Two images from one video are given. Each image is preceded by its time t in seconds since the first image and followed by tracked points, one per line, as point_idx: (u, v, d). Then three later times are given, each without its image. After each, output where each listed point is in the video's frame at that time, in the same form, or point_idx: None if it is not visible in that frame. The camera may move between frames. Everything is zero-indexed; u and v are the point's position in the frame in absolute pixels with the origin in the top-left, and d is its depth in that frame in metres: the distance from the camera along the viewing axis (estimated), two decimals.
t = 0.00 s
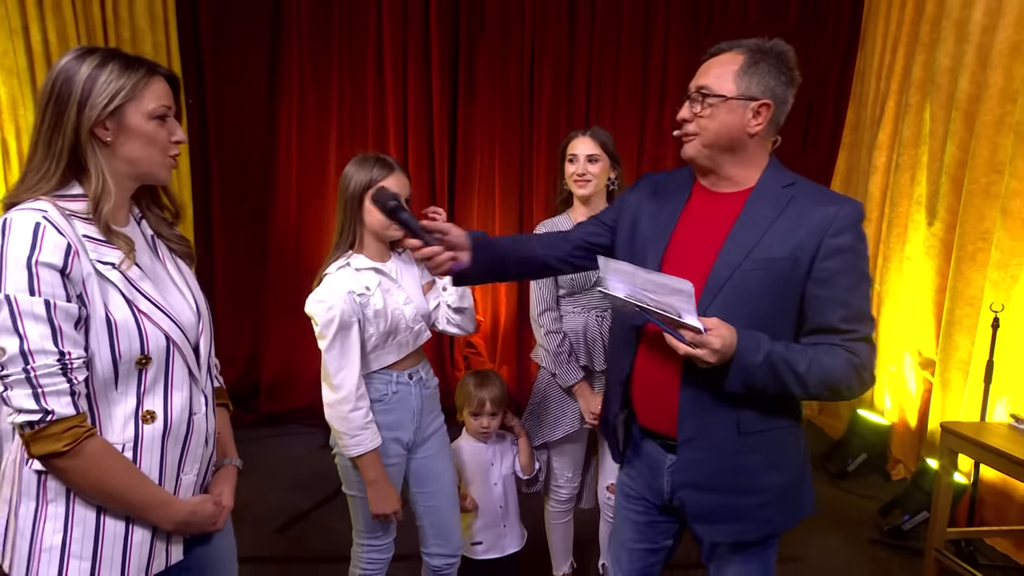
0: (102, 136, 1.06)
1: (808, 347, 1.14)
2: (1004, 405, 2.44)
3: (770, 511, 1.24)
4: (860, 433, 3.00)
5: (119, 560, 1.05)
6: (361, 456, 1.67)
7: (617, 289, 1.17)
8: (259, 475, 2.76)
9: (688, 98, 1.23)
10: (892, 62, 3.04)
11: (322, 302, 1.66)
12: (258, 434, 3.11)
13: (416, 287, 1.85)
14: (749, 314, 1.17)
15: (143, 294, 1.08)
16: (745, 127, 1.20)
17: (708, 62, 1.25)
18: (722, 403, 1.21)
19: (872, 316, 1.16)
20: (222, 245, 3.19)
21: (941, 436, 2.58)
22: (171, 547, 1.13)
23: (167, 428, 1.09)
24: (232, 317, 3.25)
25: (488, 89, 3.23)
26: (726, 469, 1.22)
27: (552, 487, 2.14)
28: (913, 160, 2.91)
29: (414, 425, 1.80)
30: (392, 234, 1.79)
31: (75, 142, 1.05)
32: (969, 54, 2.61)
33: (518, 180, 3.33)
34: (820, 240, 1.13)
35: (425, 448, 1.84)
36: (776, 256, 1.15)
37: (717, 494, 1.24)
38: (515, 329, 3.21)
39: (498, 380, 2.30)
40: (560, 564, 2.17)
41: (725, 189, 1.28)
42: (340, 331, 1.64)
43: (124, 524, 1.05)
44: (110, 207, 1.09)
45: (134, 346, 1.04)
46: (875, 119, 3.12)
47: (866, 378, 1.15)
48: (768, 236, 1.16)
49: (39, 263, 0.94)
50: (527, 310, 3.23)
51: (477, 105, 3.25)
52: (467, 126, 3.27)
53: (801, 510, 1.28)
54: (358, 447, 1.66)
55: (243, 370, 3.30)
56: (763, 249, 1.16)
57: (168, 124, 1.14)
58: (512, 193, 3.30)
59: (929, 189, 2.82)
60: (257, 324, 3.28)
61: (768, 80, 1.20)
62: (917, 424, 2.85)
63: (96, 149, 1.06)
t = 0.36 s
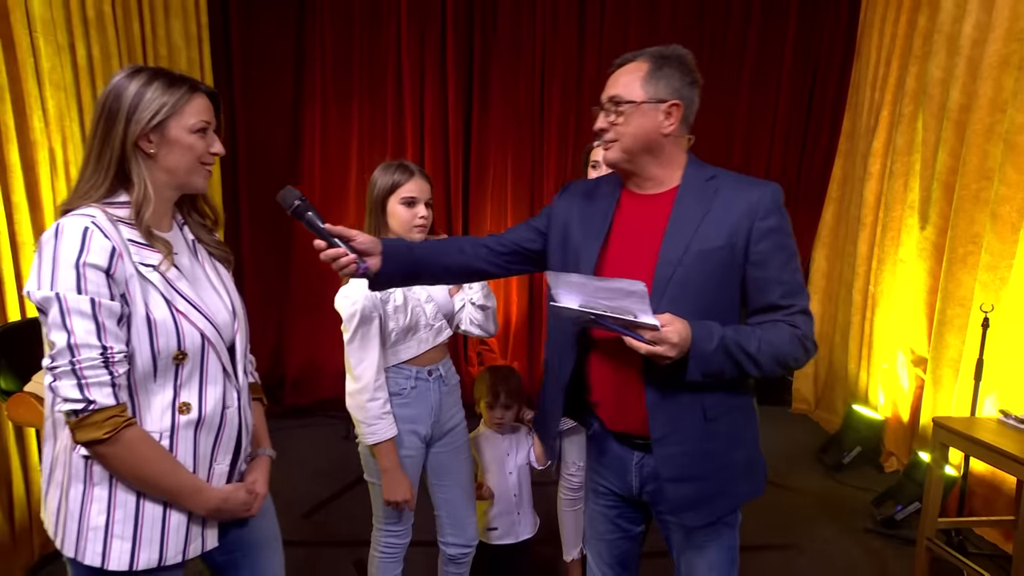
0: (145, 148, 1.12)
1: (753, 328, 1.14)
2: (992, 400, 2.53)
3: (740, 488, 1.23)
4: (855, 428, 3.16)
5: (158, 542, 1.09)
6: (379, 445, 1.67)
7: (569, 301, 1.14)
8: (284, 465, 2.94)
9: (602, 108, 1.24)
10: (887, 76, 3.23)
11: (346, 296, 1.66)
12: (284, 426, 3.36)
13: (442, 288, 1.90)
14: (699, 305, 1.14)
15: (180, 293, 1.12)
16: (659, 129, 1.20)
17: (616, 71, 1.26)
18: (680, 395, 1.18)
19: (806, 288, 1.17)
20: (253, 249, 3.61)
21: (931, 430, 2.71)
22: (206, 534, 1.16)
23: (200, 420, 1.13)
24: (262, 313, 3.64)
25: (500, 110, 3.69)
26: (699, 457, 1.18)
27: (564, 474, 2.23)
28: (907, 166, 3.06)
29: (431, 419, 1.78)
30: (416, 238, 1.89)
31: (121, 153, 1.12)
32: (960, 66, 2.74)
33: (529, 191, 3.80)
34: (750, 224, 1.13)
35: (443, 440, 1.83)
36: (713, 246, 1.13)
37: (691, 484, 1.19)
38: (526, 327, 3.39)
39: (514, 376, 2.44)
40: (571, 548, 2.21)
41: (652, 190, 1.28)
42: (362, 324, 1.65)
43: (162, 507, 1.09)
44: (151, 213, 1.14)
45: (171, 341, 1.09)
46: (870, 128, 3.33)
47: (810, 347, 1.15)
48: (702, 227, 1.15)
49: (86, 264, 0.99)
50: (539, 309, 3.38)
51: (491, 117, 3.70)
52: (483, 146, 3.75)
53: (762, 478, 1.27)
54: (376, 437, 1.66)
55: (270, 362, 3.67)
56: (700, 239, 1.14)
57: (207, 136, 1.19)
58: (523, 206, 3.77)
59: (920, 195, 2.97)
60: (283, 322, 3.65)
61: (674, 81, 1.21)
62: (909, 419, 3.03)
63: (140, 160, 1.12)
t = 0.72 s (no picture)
0: (201, 154, 1.22)
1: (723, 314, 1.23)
2: (985, 396, 2.60)
3: (719, 469, 1.32)
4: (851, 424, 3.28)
5: (213, 517, 1.16)
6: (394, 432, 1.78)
7: (546, 300, 1.20)
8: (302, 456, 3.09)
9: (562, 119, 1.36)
10: (886, 83, 3.35)
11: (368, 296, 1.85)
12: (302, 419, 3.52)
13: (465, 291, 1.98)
14: (670, 295, 1.25)
15: (228, 287, 1.21)
16: (616, 133, 1.31)
17: (572, 83, 1.38)
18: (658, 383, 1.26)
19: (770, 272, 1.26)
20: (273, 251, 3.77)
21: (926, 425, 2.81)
22: (258, 513, 1.22)
23: (249, 406, 1.21)
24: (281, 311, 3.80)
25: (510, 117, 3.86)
26: (682, 442, 1.28)
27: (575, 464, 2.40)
28: (904, 170, 3.18)
29: (448, 412, 1.87)
30: (433, 237, 1.99)
31: (181, 159, 1.23)
32: (956, 73, 2.84)
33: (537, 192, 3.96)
34: (712, 216, 1.25)
35: (460, 431, 1.92)
36: (680, 239, 1.24)
37: (677, 469, 1.27)
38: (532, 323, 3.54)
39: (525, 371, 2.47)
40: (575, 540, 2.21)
41: (617, 192, 1.40)
42: (376, 318, 1.80)
43: (216, 485, 1.17)
44: (205, 213, 1.24)
45: (219, 332, 1.17)
46: (868, 133, 3.46)
47: (779, 329, 1.24)
48: (667, 223, 1.26)
49: (143, 259, 1.09)
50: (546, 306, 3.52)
51: (502, 121, 3.87)
52: (494, 149, 3.91)
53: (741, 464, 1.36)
54: (389, 424, 1.77)
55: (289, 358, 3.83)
56: (666, 234, 1.26)
57: (259, 143, 1.27)
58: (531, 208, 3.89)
59: (917, 197, 3.07)
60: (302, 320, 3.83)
61: (626, 88, 1.33)
62: (906, 414, 3.13)
63: (195, 166, 1.23)
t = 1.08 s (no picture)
0: (231, 155, 1.23)
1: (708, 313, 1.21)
2: (987, 394, 2.59)
3: (708, 468, 1.29)
4: (852, 421, 3.28)
5: (243, 506, 1.17)
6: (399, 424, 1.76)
7: (524, 297, 1.20)
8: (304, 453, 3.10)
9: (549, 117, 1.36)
10: (889, 80, 3.33)
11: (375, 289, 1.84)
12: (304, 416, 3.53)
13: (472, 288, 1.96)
14: (652, 292, 1.24)
15: (254, 286, 1.21)
16: (600, 131, 1.31)
17: (559, 82, 1.38)
18: (637, 381, 1.27)
19: (759, 269, 1.23)
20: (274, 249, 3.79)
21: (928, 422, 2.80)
22: (288, 502, 1.23)
23: (276, 401, 1.21)
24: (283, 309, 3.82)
25: (512, 116, 3.86)
26: (666, 440, 1.27)
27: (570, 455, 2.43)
28: (906, 168, 3.18)
29: (452, 407, 1.85)
30: (441, 229, 1.98)
31: (212, 159, 1.24)
32: (959, 70, 2.82)
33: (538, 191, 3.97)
34: (696, 212, 1.23)
35: (464, 425, 1.89)
36: (662, 235, 1.24)
37: (660, 468, 1.27)
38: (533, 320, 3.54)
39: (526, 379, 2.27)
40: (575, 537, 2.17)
41: (604, 189, 1.40)
42: (383, 311, 1.79)
43: (245, 477, 1.18)
44: (236, 213, 1.25)
45: (245, 330, 1.18)
46: (870, 131, 3.46)
47: (766, 327, 1.20)
48: (650, 220, 1.26)
49: (172, 260, 1.11)
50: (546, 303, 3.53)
51: (503, 120, 3.87)
52: (495, 147, 3.92)
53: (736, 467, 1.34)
54: (395, 417, 1.75)
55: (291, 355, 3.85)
56: (648, 231, 1.25)
57: (287, 143, 1.27)
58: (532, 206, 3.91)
59: (919, 194, 3.07)
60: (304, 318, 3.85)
61: (611, 85, 1.32)
62: (907, 411, 3.13)
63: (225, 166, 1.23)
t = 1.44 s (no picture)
0: (239, 159, 1.22)
1: (697, 319, 1.20)
2: (984, 391, 2.60)
3: (697, 471, 1.28)
4: (849, 419, 3.30)
5: (265, 504, 1.17)
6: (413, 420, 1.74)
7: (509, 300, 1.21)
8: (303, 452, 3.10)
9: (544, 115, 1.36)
10: (887, 79, 3.34)
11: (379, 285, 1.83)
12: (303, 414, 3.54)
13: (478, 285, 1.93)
14: (641, 296, 1.24)
15: (267, 287, 1.20)
16: (593, 131, 1.31)
17: (553, 80, 1.38)
18: (622, 386, 1.27)
19: (751, 276, 1.21)
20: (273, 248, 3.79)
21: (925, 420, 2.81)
22: (309, 498, 1.22)
23: (293, 400, 1.21)
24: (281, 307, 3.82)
25: (510, 114, 3.86)
26: (652, 444, 1.27)
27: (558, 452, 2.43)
28: (903, 166, 3.19)
29: (457, 403, 1.84)
30: (446, 226, 1.97)
31: (220, 164, 1.23)
32: (956, 69, 2.83)
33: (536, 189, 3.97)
34: (686, 217, 1.21)
35: (468, 421, 1.89)
36: (651, 240, 1.23)
37: (645, 472, 1.27)
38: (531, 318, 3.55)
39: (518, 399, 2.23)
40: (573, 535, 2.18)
41: (599, 189, 1.40)
42: (388, 307, 1.78)
43: (266, 475, 1.18)
44: (245, 216, 1.25)
45: (260, 331, 1.18)
46: (868, 129, 3.46)
47: (757, 336, 1.19)
48: (640, 224, 1.25)
49: (184, 265, 1.10)
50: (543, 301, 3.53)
51: (502, 118, 3.87)
52: (493, 146, 3.92)
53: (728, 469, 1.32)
54: (407, 413, 1.74)
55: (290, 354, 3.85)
56: (638, 236, 1.25)
57: (294, 146, 1.26)
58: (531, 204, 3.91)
59: (916, 192, 3.08)
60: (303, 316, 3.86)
61: (605, 84, 1.31)
62: (904, 409, 3.14)
63: (234, 169, 1.23)
